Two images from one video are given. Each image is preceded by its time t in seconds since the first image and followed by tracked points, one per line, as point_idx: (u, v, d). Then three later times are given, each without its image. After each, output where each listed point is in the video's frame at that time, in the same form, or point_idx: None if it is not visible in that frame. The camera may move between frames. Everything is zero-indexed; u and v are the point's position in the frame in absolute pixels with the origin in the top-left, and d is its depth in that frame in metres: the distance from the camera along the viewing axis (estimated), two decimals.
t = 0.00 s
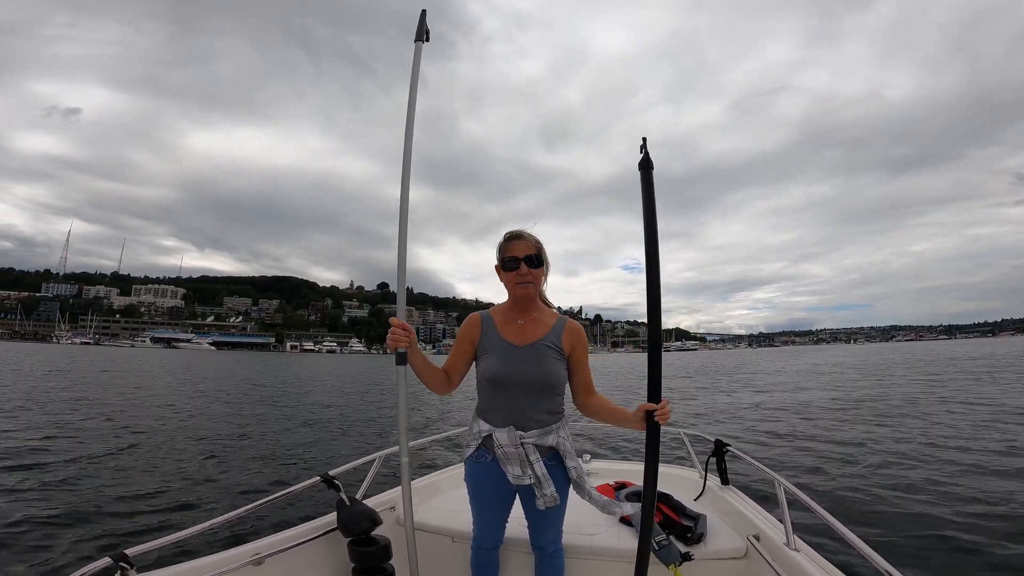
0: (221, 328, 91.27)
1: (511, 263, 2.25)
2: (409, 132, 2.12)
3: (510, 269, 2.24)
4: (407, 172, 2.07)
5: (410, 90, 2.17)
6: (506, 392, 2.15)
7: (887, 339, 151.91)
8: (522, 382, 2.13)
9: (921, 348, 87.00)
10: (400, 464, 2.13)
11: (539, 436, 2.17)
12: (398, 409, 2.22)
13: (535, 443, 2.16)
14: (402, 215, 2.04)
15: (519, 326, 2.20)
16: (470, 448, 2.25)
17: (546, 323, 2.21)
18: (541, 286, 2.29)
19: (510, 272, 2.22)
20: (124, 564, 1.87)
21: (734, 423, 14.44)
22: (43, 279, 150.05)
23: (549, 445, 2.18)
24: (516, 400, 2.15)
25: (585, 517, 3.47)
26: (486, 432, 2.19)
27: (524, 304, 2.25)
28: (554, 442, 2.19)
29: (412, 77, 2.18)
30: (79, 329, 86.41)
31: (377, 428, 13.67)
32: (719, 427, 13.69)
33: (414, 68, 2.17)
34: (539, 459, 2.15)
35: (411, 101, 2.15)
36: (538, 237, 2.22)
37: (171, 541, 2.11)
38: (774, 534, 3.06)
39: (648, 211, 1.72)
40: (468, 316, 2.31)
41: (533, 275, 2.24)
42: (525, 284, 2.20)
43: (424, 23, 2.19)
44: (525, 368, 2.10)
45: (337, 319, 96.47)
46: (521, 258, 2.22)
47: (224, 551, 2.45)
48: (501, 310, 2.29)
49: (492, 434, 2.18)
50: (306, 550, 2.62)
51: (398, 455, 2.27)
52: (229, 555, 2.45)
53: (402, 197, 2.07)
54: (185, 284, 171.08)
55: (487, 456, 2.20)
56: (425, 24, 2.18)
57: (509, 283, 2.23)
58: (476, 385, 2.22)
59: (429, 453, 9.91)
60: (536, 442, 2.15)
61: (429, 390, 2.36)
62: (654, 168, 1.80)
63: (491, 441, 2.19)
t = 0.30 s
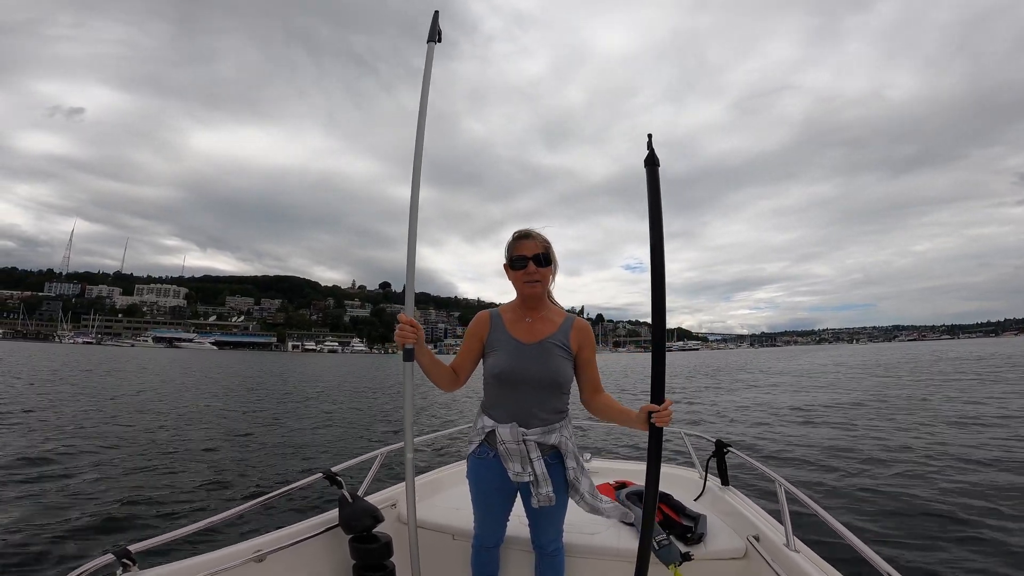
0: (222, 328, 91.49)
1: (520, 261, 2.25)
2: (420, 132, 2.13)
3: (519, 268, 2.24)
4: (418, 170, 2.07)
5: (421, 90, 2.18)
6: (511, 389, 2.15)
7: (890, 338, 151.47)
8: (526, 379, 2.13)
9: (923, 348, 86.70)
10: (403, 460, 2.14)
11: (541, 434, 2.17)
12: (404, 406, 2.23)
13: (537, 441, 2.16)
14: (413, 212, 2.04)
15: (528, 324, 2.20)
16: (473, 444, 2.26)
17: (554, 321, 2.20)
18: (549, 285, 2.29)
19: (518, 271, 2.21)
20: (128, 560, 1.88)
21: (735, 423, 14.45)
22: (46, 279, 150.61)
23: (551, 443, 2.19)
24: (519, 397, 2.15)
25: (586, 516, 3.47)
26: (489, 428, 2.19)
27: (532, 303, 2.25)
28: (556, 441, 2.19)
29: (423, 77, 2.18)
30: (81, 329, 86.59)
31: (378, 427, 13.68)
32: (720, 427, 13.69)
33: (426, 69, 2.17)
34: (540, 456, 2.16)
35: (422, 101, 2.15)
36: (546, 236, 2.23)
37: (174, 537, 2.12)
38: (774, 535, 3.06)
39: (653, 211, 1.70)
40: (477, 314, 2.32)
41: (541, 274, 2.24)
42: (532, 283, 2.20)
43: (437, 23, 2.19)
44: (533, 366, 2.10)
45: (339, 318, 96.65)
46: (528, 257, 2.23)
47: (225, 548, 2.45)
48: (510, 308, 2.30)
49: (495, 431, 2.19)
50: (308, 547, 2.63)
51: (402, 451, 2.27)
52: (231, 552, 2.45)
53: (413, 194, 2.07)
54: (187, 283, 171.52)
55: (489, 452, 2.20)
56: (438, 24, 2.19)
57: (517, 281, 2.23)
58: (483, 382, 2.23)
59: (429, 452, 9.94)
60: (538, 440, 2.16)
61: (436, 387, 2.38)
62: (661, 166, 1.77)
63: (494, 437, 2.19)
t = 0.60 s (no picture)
0: (224, 327, 91.70)
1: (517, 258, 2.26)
2: (421, 131, 2.13)
3: (516, 264, 2.25)
4: (420, 168, 2.08)
5: (423, 88, 2.18)
6: (512, 389, 2.16)
7: (892, 338, 151.05)
8: (526, 379, 2.13)
9: (925, 347, 86.51)
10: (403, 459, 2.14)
11: (542, 433, 2.16)
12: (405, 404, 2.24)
13: (537, 441, 2.15)
14: (413, 211, 2.04)
15: (526, 322, 2.21)
16: (475, 443, 2.26)
17: (553, 318, 2.20)
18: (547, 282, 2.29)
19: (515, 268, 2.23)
20: (129, 557, 1.89)
21: (735, 422, 14.43)
22: (48, 278, 150.99)
23: (551, 442, 2.17)
24: (520, 397, 2.15)
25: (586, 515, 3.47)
26: (490, 427, 2.19)
27: (531, 301, 2.25)
28: (557, 440, 2.18)
29: (425, 75, 2.19)
30: (83, 328, 86.85)
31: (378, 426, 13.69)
32: (721, 426, 13.67)
33: (428, 68, 2.17)
34: (541, 456, 2.15)
35: (424, 100, 2.15)
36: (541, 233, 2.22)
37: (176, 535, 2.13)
38: (774, 535, 3.06)
39: (652, 209, 1.69)
40: (478, 312, 2.34)
41: (540, 271, 2.25)
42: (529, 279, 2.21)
43: (439, 22, 2.19)
44: (532, 365, 2.10)
45: (340, 317, 96.81)
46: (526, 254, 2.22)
47: (224, 547, 2.44)
48: (509, 307, 2.30)
49: (495, 430, 2.19)
50: (308, 545, 2.63)
51: (403, 449, 2.28)
52: (231, 550, 2.46)
53: (414, 193, 2.08)
54: (189, 283, 171.93)
55: (491, 451, 2.20)
56: (440, 22, 2.19)
57: (516, 278, 2.23)
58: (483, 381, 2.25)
59: (429, 451, 9.95)
60: (539, 439, 2.14)
61: (438, 385, 2.38)
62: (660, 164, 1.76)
63: (495, 436, 2.19)
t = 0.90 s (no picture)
0: (225, 326, 91.85)
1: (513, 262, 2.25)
2: (407, 134, 2.13)
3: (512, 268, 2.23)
4: (405, 172, 2.09)
5: (408, 91, 2.18)
6: (507, 389, 2.16)
7: (895, 337, 150.59)
8: (519, 379, 2.14)
9: (927, 347, 86.26)
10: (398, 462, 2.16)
11: (538, 434, 2.15)
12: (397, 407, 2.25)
13: (533, 441, 2.15)
14: (401, 214, 2.06)
15: (522, 322, 2.21)
16: (474, 442, 2.28)
17: (549, 318, 2.19)
18: (543, 282, 2.27)
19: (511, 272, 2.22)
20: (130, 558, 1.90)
21: (735, 421, 14.42)
22: (50, 278, 151.54)
23: (548, 442, 2.16)
24: (514, 397, 2.15)
25: (587, 514, 3.47)
26: (486, 427, 2.20)
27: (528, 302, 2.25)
28: (554, 440, 2.17)
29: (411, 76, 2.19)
30: (85, 328, 87.10)
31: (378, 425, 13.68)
32: (720, 425, 13.67)
33: (412, 68, 2.17)
34: (537, 457, 2.14)
35: (408, 102, 2.16)
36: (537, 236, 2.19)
37: (177, 536, 2.13)
38: (772, 533, 3.05)
39: (659, 207, 1.71)
40: (476, 316, 2.35)
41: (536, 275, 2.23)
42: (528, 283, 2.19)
43: (423, 20, 2.18)
44: (523, 366, 2.11)
45: (341, 316, 96.95)
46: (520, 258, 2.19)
47: (223, 547, 2.45)
48: (506, 308, 2.31)
49: (492, 430, 2.19)
50: (307, 545, 2.64)
51: (399, 450, 2.29)
52: (233, 550, 2.46)
53: (402, 196, 2.09)
54: (191, 282, 172.37)
55: (488, 450, 2.21)
56: (424, 21, 2.18)
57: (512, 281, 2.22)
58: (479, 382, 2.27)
59: (428, 450, 9.95)
60: (534, 440, 2.14)
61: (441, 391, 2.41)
62: (666, 160, 1.77)
63: (491, 437, 2.19)
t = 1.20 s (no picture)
0: (248, 317, 93.96)
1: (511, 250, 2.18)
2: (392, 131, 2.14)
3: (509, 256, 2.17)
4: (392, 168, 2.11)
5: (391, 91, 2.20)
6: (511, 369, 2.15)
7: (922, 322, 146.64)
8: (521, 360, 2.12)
9: (955, 332, 83.87)
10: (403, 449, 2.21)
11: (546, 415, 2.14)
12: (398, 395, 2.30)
13: (541, 422, 2.13)
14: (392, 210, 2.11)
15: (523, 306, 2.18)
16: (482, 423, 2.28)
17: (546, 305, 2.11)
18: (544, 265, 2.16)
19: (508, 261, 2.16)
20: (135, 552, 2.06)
21: (749, 409, 14.34)
22: (80, 271, 156.61)
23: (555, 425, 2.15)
24: (519, 378, 2.14)
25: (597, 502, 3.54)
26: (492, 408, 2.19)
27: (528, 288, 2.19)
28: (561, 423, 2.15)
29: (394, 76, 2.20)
30: (115, 320, 89.98)
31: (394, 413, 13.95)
32: (734, 414, 13.62)
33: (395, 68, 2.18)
34: (544, 438, 2.13)
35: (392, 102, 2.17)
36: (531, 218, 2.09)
37: (186, 530, 2.28)
38: (785, 521, 3.10)
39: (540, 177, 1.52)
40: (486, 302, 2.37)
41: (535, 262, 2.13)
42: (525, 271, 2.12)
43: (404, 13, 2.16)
44: (521, 348, 2.09)
45: (360, 305, 98.35)
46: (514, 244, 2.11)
47: (235, 541, 2.59)
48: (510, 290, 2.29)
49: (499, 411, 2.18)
50: (314, 537, 2.80)
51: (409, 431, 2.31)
52: (243, 543, 2.61)
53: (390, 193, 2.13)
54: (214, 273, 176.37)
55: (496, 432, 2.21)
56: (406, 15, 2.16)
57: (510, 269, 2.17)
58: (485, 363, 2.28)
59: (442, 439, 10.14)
60: (541, 421, 2.12)
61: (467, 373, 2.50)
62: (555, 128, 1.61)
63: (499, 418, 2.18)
